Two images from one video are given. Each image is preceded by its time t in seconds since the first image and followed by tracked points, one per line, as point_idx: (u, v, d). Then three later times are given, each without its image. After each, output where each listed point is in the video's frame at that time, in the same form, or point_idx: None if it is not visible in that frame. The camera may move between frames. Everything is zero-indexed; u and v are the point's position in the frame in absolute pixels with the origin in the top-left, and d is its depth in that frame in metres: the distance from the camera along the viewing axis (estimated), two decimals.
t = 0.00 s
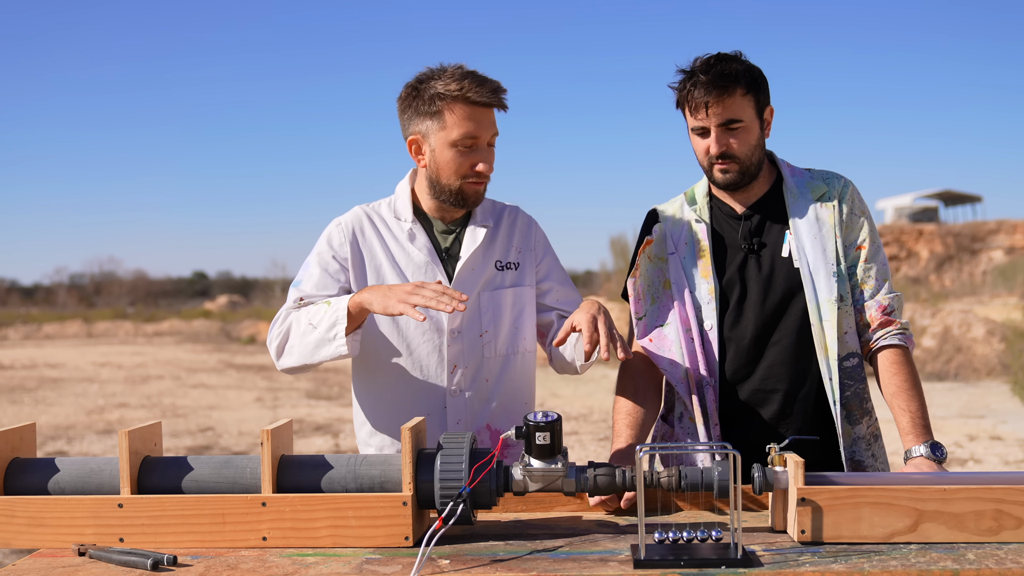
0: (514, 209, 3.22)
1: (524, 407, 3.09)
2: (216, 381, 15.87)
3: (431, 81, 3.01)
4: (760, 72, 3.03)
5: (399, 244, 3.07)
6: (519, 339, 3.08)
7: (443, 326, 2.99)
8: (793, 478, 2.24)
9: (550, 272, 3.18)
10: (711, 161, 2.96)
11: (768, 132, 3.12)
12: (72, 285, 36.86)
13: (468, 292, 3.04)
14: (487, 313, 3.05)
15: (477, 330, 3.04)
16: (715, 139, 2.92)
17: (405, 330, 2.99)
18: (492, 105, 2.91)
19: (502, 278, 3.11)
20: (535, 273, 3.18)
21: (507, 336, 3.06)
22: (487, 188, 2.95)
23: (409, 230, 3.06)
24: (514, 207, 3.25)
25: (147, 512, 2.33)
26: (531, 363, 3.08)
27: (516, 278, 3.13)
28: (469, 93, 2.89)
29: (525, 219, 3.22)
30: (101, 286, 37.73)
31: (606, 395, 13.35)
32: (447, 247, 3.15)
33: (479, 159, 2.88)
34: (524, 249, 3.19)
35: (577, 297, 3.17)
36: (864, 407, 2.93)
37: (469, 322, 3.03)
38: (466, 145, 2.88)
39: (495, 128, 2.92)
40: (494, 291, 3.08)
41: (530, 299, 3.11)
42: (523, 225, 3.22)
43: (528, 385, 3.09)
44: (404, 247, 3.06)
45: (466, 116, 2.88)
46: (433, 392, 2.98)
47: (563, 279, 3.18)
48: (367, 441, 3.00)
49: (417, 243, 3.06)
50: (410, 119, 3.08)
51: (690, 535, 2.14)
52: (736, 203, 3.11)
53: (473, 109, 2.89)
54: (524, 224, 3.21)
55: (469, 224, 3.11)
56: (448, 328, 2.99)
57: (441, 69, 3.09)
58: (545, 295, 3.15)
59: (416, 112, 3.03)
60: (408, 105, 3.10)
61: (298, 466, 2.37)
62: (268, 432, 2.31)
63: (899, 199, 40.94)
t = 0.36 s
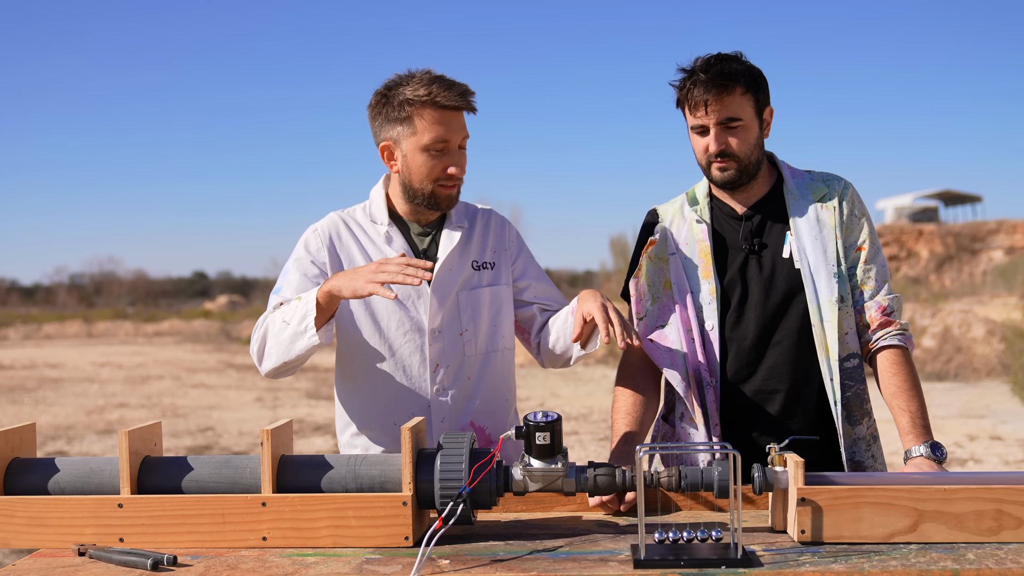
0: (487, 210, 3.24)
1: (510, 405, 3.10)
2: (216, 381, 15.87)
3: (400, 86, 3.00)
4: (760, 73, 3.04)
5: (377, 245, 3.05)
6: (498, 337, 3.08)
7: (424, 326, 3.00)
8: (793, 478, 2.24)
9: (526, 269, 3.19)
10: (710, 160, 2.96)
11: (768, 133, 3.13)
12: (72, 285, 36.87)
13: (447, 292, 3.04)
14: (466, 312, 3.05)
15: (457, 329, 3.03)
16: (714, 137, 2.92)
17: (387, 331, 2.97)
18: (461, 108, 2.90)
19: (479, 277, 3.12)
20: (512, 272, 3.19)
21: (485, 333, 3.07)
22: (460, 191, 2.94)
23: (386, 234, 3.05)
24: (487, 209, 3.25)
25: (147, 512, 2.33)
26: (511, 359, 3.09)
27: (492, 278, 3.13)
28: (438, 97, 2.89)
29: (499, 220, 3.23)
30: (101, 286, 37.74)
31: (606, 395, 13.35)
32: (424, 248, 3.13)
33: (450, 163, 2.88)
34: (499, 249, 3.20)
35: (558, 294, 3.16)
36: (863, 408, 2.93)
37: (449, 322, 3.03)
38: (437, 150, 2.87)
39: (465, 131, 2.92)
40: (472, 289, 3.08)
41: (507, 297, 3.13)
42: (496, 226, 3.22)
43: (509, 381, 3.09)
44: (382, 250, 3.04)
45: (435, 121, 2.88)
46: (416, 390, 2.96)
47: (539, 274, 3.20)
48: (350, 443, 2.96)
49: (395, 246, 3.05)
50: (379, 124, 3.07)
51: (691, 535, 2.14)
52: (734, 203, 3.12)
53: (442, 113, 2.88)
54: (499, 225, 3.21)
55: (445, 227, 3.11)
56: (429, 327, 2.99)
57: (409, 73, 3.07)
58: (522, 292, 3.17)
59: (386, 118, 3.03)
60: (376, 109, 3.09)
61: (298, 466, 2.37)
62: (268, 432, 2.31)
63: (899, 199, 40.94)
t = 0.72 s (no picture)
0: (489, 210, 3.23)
1: (508, 407, 3.09)
2: (216, 381, 15.87)
3: (400, 87, 3.00)
4: (761, 73, 3.04)
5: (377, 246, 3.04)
6: (498, 338, 3.08)
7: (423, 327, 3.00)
8: (793, 478, 2.24)
9: (527, 271, 3.20)
10: (710, 158, 2.96)
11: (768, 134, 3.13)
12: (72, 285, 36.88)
13: (447, 294, 3.02)
14: (466, 313, 3.05)
15: (457, 330, 3.03)
16: (715, 136, 2.92)
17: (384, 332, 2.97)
18: (459, 111, 2.89)
19: (480, 278, 3.11)
20: (511, 273, 3.19)
21: (485, 335, 3.07)
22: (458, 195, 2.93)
23: (385, 235, 3.03)
24: (489, 210, 3.24)
25: (147, 512, 2.33)
26: (511, 361, 3.08)
27: (493, 278, 3.13)
28: (437, 100, 2.88)
29: (501, 220, 3.22)
30: (101, 286, 37.74)
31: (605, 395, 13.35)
32: (424, 249, 3.12)
33: (448, 166, 2.87)
34: (501, 250, 3.19)
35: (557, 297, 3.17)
36: (865, 407, 2.92)
37: (449, 323, 3.03)
38: (435, 153, 2.87)
39: (463, 135, 2.90)
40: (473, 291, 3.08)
41: (507, 298, 3.13)
42: (497, 227, 3.21)
43: (508, 383, 3.08)
44: (381, 251, 3.03)
45: (434, 124, 2.87)
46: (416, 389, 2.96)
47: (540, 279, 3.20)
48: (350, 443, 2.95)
49: (394, 247, 3.03)
50: (379, 125, 3.07)
51: (691, 535, 2.14)
52: (733, 203, 3.12)
53: (440, 116, 2.88)
54: (501, 226, 3.21)
55: (445, 228, 3.11)
56: (429, 328, 2.98)
57: (409, 74, 3.07)
58: (525, 295, 3.19)
59: (385, 119, 3.02)
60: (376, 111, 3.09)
61: (298, 467, 2.37)
62: (268, 432, 2.31)
63: (899, 199, 40.94)
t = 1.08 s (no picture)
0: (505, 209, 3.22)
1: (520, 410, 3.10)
2: (216, 381, 15.87)
3: (415, 85, 2.98)
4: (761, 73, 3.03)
5: (389, 247, 3.02)
6: (512, 341, 3.08)
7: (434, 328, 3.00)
8: (793, 478, 2.24)
9: (538, 272, 3.19)
10: (709, 158, 2.96)
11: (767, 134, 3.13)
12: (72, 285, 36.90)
13: (461, 295, 3.04)
14: (479, 315, 3.05)
15: (471, 333, 3.04)
16: (714, 137, 2.93)
17: (396, 334, 2.97)
18: (475, 112, 2.88)
19: (494, 279, 3.11)
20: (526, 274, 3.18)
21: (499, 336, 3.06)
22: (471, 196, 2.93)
23: (398, 235, 3.02)
24: (504, 208, 3.24)
25: (147, 512, 2.33)
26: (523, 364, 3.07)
27: (506, 279, 3.13)
28: (452, 100, 2.86)
29: (514, 221, 3.22)
30: (100, 286, 37.74)
31: (605, 395, 13.35)
32: (437, 249, 3.11)
33: (462, 167, 2.86)
34: (514, 250, 3.19)
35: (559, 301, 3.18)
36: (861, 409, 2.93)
37: (462, 325, 3.04)
38: (449, 153, 2.85)
39: (478, 136, 2.89)
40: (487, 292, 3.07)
41: (519, 300, 3.12)
42: (511, 226, 3.21)
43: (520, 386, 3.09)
44: (394, 252, 3.02)
45: (449, 124, 2.85)
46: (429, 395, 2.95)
47: (548, 288, 3.19)
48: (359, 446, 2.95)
49: (407, 248, 3.02)
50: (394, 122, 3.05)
51: (690, 535, 2.14)
52: (732, 203, 3.12)
53: (455, 117, 2.86)
54: (513, 226, 3.20)
55: (458, 227, 3.10)
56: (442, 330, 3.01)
57: (426, 72, 3.05)
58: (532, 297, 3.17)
59: (400, 117, 3.01)
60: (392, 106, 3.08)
61: (298, 466, 2.37)
62: (268, 432, 2.31)
63: (899, 199, 40.94)
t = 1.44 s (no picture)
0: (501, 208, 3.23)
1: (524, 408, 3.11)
2: (216, 381, 15.87)
3: (410, 85, 3.00)
4: (762, 78, 3.03)
5: (387, 248, 3.01)
6: (511, 339, 3.08)
7: (435, 330, 2.99)
8: (793, 478, 2.24)
9: (536, 271, 3.20)
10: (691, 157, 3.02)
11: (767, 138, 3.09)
12: (72, 285, 36.91)
13: (461, 295, 3.03)
14: (480, 315, 3.05)
15: (472, 332, 3.03)
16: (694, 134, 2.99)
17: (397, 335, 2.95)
18: (470, 105, 2.90)
19: (493, 279, 3.10)
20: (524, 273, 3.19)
21: (499, 335, 3.07)
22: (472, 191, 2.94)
23: (396, 236, 3.01)
24: (500, 208, 3.24)
25: (147, 512, 2.33)
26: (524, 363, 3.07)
27: (505, 278, 3.13)
28: (448, 95, 2.88)
29: (511, 220, 3.22)
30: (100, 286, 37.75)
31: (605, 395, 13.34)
32: (437, 250, 3.12)
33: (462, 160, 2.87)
34: (511, 250, 3.19)
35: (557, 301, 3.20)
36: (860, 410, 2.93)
37: (463, 325, 3.03)
38: (449, 147, 2.87)
39: (475, 129, 2.91)
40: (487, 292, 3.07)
41: (517, 301, 3.13)
42: (508, 225, 3.21)
43: (522, 384, 3.08)
44: (393, 253, 3.01)
45: (446, 119, 2.87)
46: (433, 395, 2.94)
47: (545, 287, 3.19)
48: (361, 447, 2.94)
49: (406, 248, 3.02)
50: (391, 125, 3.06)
51: (690, 535, 2.14)
52: (732, 203, 3.13)
53: (453, 111, 2.88)
54: (510, 225, 3.20)
55: (457, 228, 3.10)
56: (443, 331, 2.99)
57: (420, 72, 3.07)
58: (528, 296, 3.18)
59: (396, 117, 3.03)
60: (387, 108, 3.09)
61: (298, 466, 2.37)
62: (268, 432, 2.31)
63: (899, 199, 40.94)
